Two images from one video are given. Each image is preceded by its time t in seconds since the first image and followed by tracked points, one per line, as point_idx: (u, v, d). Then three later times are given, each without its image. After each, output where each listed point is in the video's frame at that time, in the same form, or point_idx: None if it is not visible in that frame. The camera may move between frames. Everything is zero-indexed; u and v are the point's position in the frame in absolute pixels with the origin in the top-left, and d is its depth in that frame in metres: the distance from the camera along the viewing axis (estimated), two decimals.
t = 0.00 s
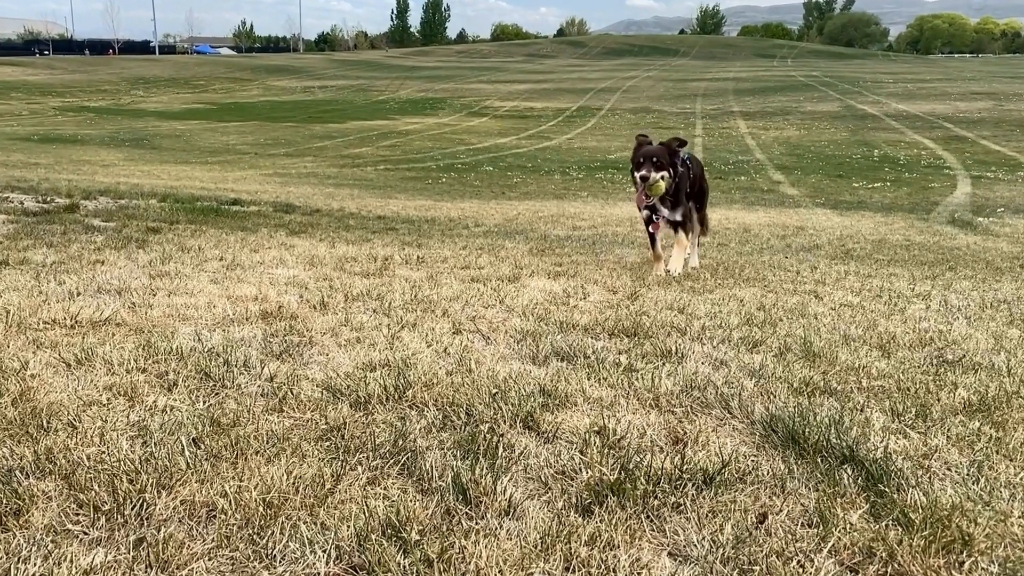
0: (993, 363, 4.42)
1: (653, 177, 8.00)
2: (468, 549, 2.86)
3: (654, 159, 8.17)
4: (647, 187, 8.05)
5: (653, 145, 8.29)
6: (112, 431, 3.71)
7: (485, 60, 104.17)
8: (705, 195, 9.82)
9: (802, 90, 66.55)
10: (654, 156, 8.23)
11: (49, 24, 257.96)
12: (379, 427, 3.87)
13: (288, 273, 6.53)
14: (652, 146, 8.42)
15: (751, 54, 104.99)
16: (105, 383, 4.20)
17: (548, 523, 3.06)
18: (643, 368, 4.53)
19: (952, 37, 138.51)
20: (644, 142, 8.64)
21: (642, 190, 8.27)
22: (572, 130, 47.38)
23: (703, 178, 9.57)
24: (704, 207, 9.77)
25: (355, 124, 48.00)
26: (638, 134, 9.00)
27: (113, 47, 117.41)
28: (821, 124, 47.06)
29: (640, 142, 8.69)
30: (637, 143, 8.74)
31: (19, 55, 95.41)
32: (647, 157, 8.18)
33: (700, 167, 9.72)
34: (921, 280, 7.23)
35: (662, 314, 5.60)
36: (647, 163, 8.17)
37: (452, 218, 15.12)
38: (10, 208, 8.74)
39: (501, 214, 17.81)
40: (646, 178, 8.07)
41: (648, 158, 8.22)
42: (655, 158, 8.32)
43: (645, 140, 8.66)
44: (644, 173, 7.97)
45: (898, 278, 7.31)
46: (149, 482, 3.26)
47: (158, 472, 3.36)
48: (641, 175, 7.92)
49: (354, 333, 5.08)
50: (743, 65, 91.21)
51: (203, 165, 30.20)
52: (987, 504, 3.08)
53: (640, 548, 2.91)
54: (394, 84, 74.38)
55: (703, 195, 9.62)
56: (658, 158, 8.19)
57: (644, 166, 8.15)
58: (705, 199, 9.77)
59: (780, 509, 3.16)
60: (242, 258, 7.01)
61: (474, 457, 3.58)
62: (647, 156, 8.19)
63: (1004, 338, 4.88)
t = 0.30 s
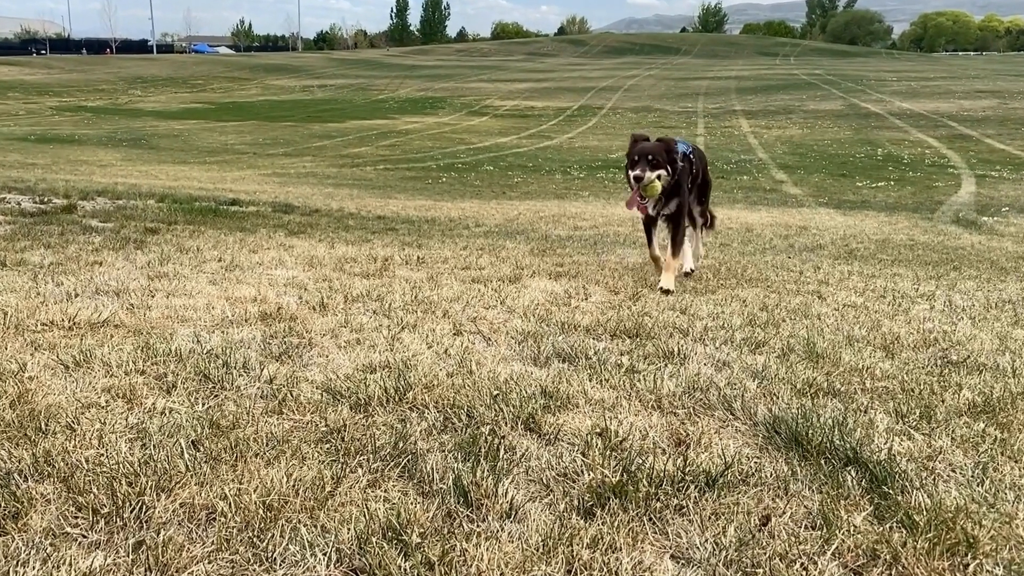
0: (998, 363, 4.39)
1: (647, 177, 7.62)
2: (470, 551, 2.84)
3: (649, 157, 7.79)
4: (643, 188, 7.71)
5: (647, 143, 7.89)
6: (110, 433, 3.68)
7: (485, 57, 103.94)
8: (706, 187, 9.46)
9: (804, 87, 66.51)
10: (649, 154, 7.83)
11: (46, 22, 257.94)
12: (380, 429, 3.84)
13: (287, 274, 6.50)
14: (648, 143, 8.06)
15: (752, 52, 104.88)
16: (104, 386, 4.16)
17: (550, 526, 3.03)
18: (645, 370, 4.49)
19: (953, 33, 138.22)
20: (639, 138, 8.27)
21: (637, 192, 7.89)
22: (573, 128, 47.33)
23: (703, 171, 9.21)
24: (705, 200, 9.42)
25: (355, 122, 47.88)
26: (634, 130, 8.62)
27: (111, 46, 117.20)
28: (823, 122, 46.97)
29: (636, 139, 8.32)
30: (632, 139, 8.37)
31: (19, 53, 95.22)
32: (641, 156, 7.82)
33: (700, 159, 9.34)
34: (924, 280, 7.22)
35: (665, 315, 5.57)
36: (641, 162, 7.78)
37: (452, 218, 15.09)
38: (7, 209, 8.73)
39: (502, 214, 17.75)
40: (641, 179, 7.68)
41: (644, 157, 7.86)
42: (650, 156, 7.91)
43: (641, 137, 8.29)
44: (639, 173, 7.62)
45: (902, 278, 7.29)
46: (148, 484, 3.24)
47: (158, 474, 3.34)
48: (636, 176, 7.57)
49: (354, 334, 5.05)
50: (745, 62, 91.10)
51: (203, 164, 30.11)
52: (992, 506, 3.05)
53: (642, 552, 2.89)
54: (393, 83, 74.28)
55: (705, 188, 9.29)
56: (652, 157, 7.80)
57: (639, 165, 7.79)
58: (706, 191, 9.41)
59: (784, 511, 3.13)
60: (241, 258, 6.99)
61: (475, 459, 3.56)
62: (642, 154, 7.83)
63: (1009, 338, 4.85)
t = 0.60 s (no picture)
0: (1007, 364, 4.36)
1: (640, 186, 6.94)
2: (475, 554, 2.83)
3: (644, 164, 7.07)
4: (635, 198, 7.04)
5: (642, 147, 7.16)
6: (113, 435, 3.67)
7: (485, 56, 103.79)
8: (707, 187, 8.82)
9: (807, 86, 66.45)
10: (643, 160, 7.10)
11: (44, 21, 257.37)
12: (383, 431, 3.81)
13: (289, 275, 6.46)
14: (642, 147, 7.34)
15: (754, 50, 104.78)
16: (106, 387, 4.13)
17: (556, 528, 3.02)
18: (650, 371, 4.44)
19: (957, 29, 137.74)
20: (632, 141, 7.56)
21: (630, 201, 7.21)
22: (575, 127, 47.26)
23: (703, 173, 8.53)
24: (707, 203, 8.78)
25: (356, 122, 47.81)
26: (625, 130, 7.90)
27: (110, 44, 117.02)
28: (826, 121, 46.88)
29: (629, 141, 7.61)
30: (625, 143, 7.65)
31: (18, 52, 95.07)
32: (634, 163, 7.12)
33: (700, 159, 8.65)
34: (931, 280, 7.19)
35: (670, 315, 5.54)
36: (634, 169, 7.07)
37: (455, 218, 15.05)
38: (7, 210, 8.69)
39: (505, 214, 17.69)
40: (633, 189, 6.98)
41: (637, 162, 7.14)
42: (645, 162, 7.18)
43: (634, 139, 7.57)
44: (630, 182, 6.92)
45: (908, 278, 7.26)
46: (150, 487, 3.24)
47: (160, 476, 3.34)
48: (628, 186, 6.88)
49: (357, 335, 5.01)
50: (749, 61, 91.01)
51: (203, 164, 30.05)
52: (1001, 508, 3.02)
53: (648, 554, 2.87)
54: (394, 82, 74.21)
55: (706, 189, 8.63)
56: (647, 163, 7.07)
57: (632, 173, 7.09)
58: (707, 193, 8.75)
59: (791, 514, 3.10)
60: (243, 259, 6.95)
61: (480, 461, 3.53)
62: (635, 161, 7.13)
63: (1018, 339, 4.82)
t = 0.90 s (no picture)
0: (1020, 365, 4.32)
1: (633, 183, 6.39)
2: (482, 555, 2.82)
3: (638, 159, 6.52)
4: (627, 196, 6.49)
5: (636, 141, 6.62)
6: (117, 435, 3.67)
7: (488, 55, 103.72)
8: (713, 182, 8.22)
9: (812, 85, 66.33)
10: (638, 155, 6.55)
11: (46, 21, 258.16)
12: (389, 431, 3.78)
13: (294, 275, 6.43)
14: (636, 141, 6.77)
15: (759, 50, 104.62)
16: (110, 387, 4.11)
17: (563, 530, 3.00)
18: (658, 371, 4.39)
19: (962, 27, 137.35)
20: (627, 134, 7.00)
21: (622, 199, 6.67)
22: (578, 127, 47.18)
23: (707, 167, 7.93)
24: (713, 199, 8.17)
25: (360, 121, 47.75)
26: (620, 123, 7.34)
27: (112, 44, 117.02)
28: (830, 120, 46.81)
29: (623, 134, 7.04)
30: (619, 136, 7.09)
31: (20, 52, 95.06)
32: (626, 158, 6.55)
33: (704, 152, 8.04)
34: (942, 280, 7.15)
35: (677, 316, 5.50)
36: (627, 165, 6.52)
37: (461, 217, 14.99)
38: (11, 210, 8.65)
39: (510, 214, 17.62)
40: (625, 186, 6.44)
41: (629, 157, 6.59)
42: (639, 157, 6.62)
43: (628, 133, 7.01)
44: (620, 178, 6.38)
45: (918, 277, 7.22)
46: (155, 488, 3.25)
47: (165, 477, 3.35)
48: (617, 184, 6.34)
49: (362, 336, 4.97)
50: (756, 60, 90.84)
51: (207, 165, 30.00)
52: (1014, 510, 2.98)
53: (656, 555, 2.85)
54: (396, 82, 74.16)
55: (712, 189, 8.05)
56: (640, 158, 6.53)
57: (623, 169, 6.53)
58: (713, 189, 8.15)
59: (800, 515, 3.07)
60: (246, 259, 6.91)
61: (486, 462, 3.51)
62: (627, 156, 6.56)
63: None
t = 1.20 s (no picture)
0: None
1: (624, 171, 6.16)
2: (491, 559, 2.81)
3: (629, 148, 6.33)
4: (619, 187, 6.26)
5: (628, 131, 6.46)
6: (124, 437, 3.67)
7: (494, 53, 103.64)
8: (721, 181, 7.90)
9: (821, 83, 66.04)
10: (629, 144, 6.36)
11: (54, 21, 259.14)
12: (397, 434, 3.76)
13: (300, 276, 6.41)
14: (630, 130, 6.57)
15: (767, 48, 104.21)
16: (117, 389, 4.10)
17: (572, 534, 2.98)
18: (668, 373, 4.34)
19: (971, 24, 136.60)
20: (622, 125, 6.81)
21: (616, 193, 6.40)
22: (585, 126, 47.11)
23: (712, 162, 7.63)
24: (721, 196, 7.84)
25: (366, 121, 47.82)
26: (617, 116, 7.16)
27: (119, 44, 117.43)
28: (838, 119, 46.58)
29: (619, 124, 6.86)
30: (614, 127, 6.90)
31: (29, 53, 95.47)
32: (617, 148, 6.37)
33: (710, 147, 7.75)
34: (955, 281, 7.08)
35: (687, 317, 5.45)
36: (618, 155, 6.32)
37: (468, 218, 14.95)
38: (18, 210, 8.65)
39: (518, 214, 17.61)
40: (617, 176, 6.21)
41: (621, 147, 6.40)
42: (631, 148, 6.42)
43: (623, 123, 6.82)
44: (611, 167, 6.17)
45: (931, 278, 7.16)
46: (163, 490, 3.26)
47: (172, 480, 3.35)
48: (607, 174, 6.13)
49: (369, 337, 4.95)
50: (765, 58, 90.51)
51: (215, 165, 30.07)
52: None
53: (666, 559, 2.83)
54: (402, 81, 74.14)
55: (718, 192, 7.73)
56: (632, 147, 6.33)
57: (614, 159, 6.33)
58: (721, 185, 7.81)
59: (811, 518, 3.04)
60: (253, 260, 6.90)
61: (495, 465, 3.48)
62: (618, 146, 6.38)
63: None
